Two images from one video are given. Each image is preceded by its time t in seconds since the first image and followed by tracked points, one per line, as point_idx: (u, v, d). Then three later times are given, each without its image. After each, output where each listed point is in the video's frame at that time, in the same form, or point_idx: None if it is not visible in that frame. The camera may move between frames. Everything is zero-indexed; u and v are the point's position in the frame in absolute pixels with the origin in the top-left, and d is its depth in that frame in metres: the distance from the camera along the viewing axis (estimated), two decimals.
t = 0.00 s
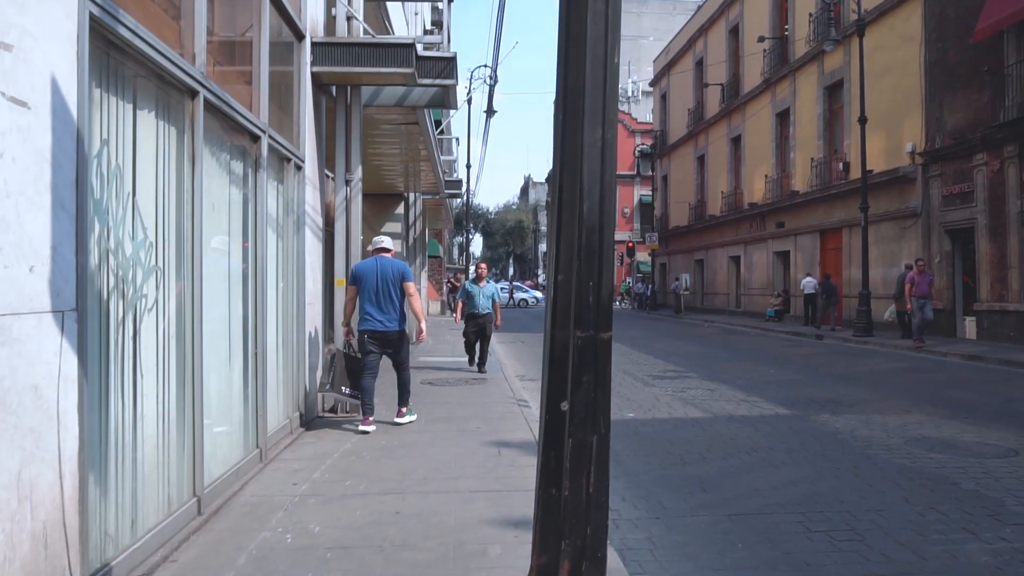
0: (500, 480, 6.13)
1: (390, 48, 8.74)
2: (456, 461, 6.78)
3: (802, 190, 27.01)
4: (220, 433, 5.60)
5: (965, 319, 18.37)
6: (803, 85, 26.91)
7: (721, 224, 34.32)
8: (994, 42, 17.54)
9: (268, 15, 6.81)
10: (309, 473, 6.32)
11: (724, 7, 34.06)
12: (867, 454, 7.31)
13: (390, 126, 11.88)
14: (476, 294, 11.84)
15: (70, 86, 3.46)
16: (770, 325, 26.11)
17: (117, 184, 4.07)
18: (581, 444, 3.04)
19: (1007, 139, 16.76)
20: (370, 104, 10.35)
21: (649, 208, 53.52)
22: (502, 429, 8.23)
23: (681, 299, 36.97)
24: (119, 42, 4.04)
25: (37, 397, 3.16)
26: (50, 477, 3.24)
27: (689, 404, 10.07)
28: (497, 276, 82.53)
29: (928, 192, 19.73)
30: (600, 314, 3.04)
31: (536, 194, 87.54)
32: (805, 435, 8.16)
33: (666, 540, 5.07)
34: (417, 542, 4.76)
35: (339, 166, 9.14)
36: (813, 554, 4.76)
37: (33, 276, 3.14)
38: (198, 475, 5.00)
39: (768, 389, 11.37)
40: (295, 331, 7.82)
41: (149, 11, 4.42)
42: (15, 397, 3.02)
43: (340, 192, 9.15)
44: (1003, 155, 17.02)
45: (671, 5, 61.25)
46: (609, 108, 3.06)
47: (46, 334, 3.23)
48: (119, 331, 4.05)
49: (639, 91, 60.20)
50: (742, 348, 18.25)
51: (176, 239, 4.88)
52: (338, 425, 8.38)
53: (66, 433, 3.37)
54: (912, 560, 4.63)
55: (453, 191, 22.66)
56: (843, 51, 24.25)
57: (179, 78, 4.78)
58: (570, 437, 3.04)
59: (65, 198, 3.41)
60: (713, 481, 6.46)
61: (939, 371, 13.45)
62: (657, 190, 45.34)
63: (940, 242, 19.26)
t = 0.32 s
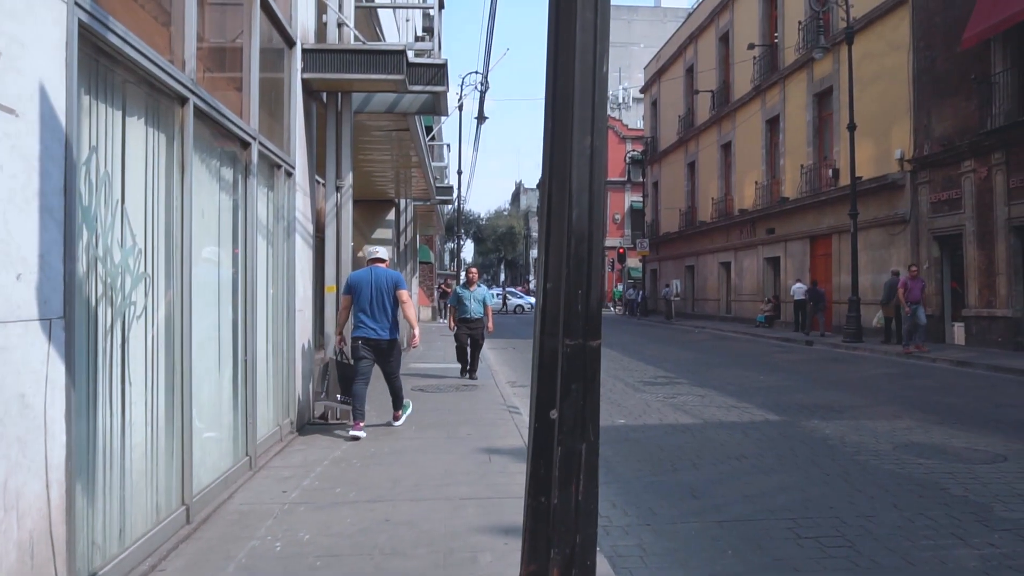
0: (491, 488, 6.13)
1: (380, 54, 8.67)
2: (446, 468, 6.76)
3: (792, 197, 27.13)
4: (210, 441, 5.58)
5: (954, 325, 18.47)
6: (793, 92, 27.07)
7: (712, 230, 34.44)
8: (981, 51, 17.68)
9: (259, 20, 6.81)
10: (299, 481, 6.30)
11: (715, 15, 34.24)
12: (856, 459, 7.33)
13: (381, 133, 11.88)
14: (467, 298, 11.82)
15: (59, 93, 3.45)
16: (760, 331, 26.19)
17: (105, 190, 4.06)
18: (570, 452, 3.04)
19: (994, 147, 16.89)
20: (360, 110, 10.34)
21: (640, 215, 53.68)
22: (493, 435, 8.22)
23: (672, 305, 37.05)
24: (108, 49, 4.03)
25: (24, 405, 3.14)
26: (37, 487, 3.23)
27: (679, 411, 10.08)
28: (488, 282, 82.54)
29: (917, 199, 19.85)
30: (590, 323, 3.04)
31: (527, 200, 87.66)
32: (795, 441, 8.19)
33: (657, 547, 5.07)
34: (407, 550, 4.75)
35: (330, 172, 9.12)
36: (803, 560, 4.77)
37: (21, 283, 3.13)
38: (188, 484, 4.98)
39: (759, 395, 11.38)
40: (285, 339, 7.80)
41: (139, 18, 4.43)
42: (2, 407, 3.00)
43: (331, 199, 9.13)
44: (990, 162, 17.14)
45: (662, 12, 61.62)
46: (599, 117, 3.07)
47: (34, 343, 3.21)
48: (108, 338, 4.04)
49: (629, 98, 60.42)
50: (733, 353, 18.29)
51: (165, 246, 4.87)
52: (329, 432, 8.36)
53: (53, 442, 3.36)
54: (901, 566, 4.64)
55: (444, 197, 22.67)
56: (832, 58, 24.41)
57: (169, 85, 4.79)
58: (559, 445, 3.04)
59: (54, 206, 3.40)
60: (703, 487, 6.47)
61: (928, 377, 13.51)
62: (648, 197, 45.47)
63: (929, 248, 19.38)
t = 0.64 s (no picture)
0: (481, 495, 6.11)
1: (368, 60, 8.67)
2: (436, 475, 6.75)
3: (781, 203, 27.26)
4: (198, 449, 5.56)
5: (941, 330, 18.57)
6: (781, 99, 27.23)
7: (701, 236, 34.56)
8: (966, 59, 17.84)
9: (249, 27, 6.80)
10: (288, 489, 6.27)
11: (704, 22, 34.43)
12: (845, 465, 7.36)
13: (371, 139, 11.88)
14: (457, 305, 11.82)
15: (45, 100, 3.43)
16: (749, 337, 26.27)
17: (92, 197, 4.04)
18: (558, 460, 3.04)
19: (980, 154, 17.03)
20: (349, 117, 10.32)
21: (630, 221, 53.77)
22: (482, 442, 8.20)
23: (662, 310, 37.14)
24: (96, 55, 4.02)
25: (8, 415, 3.12)
26: (21, 496, 3.20)
27: (669, 417, 10.09)
28: (478, 288, 82.55)
29: (904, 205, 19.98)
30: (578, 331, 3.05)
31: (517, 206, 87.76)
32: (784, 447, 8.21)
33: (646, 554, 5.07)
34: (395, 557, 4.74)
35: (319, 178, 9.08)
36: (792, 566, 4.78)
37: (5, 291, 3.11)
38: (175, 491, 4.95)
39: (748, 401, 11.42)
40: (273, 345, 7.76)
41: (127, 24, 4.42)
42: None
43: (321, 205, 9.09)
44: (976, 169, 17.28)
45: (651, 19, 61.95)
46: (587, 126, 3.09)
47: (18, 350, 3.19)
48: (94, 346, 4.02)
49: (619, 104, 60.64)
50: (723, 359, 18.32)
51: (152, 253, 4.84)
52: (318, 439, 8.32)
53: (38, 451, 3.33)
54: (888, 572, 4.66)
55: (434, 203, 22.67)
56: (820, 66, 24.59)
57: (158, 92, 4.78)
58: (547, 454, 3.04)
59: (39, 213, 3.38)
60: (693, 494, 6.47)
61: (915, 382, 13.57)
62: (638, 203, 45.57)
63: (916, 254, 19.49)
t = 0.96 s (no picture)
0: (469, 501, 6.11)
1: (358, 66, 8.64)
2: (425, 481, 6.73)
3: (770, 209, 27.38)
4: (185, 456, 5.53)
5: (929, 335, 18.68)
6: (769, 106, 27.39)
7: (690, 241, 34.67)
8: (952, 66, 17.97)
9: (237, 32, 6.79)
10: (276, 495, 6.24)
11: (693, 28, 34.61)
12: (834, 470, 7.38)
13: (361, 145, 11.87)
14: (447, 313, 11.79)
15: (31, 104, 3.41)
16: (738, 342, 26.35)
17: (79, 203, 4.02)
18: (546, 467, 3.05)
19: (966, 160, 17.16)
20: (338, 122, 10.32)
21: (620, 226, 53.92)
22: (471, 448, 8.19)
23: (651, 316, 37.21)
24: (83, 61, 4.01)
25: None
26: (5, 505, 3.17)
27: (658, 422, 10.10)
28: (468, 294, 82.49)
29: (891, 211, 20.10)
30: (566, 338, 3.07)
31: (507, 211, 87.81)
32: (772, 452, 8.23)
33: (635, 560, 5.07)
34: (384, 565, 4.72)
35: (307, 184, 9.02)
36: (780, 572, 4.78)
37: None
38: (162, 499, 4.92)
39: (737, 406, 11.44)
40: (262, 352, 7.72)
41: (116, 29, 4.42)
42: None
43: (309, 211, 9.03)
44: (962, 175, 17.41)
45: (641, 25, 62.29)
46: (573, 135, 3.10)
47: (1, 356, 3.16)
48: (80, 354, 3.99)
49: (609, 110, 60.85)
50: (712, 364, 18.38)
51: (140, 260, 4.82)
52: (306, 445, 8.28)
53: (22, 461, 3.30)
54: None
55: (424, 208, 22.66)
56: (808, 73, 24.75)
57: (146, 98, 4.77)
58: (536, 462, 3.05)
59: (25, 220, 3.37)
60: (682, 499, 6.48)
61: (903, 387, 13.64)
62: (628, 208, 45.67)
63: (903, 260, 19.60)
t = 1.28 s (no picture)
0: (456, 508, 6.08)
1: (347, 72, 8.66)
2: (412, 489, 6.71)
3: (756, 215, 27.50)
4: (170, 463, 5.50)
5: (915, 341, 18.79)
6: (756, 113, 27.54)
7: (678, 247, 34.78)
8: (936, 74, 18.12)
9: (224, 38, 6.77)
10: (262, 503, 6.21)
11: (680, 35, 34.78)
12: (820, 476, 7.41)
13: (348, 151, 11.86)
14: (434, 320, 11.74)
15: (15, 110, 3.39)
16: (726, 348, 26.43)
17: (63, 210, 4.00)
18: (532, 475, 3.05)
19: (950, 167, 17.30)
20: (326, 128, 10.30)
21: (608, 232, 54.04)
22: (459, 455, 8.17)
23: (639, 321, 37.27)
24: (68, 67, 3.99)
25: None
26: None
27: (646, 428, 10.11)
28: (457, 300, 82.39)
29: (877, 217, 20.23)
30: (552, 344, 3.07)
31: (496, 217, 87.79)
32: (759, 458, 8.25)
33: (622, 566, 5.07)
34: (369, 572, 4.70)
35: (295, 190, 8.98)
36: None
37: None
38: (147, 507, 4.88)
39: (724, 412, 11.48)
40: (247, 358, 7.67)
41: (101, 35, 4.39)
42: None
43: (296, 217, 8.97)
44: (947, 182, 17.54)
45: (628, 32, 62.54)
46: (560, 142, 3.11)
47: None
48: (64, 362, 3.97)
49: (597, 116, 60.98)
50: (700, 370, 18.42)
51: (124, 267, 4.79)
52: (293, 452, 8.24)
53: (4, 471, 3.27)
54: None
55: (412, 214, 22.62)
56: (794, 80, 24.90)
57: (132, 103, 4.75)
58: (522, 469, 3.04)
59: (7, 226, 3.35)
60: (669, 505, 6.49)
61: (889, 393, 13.72)
62: (615, 214, 45.76)
63: (889, 266, 19.73)
